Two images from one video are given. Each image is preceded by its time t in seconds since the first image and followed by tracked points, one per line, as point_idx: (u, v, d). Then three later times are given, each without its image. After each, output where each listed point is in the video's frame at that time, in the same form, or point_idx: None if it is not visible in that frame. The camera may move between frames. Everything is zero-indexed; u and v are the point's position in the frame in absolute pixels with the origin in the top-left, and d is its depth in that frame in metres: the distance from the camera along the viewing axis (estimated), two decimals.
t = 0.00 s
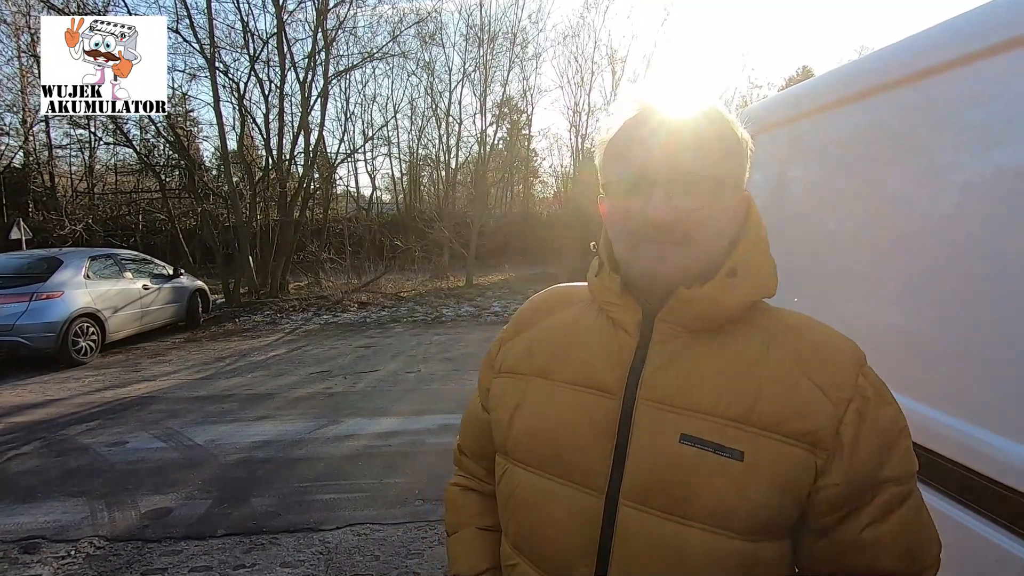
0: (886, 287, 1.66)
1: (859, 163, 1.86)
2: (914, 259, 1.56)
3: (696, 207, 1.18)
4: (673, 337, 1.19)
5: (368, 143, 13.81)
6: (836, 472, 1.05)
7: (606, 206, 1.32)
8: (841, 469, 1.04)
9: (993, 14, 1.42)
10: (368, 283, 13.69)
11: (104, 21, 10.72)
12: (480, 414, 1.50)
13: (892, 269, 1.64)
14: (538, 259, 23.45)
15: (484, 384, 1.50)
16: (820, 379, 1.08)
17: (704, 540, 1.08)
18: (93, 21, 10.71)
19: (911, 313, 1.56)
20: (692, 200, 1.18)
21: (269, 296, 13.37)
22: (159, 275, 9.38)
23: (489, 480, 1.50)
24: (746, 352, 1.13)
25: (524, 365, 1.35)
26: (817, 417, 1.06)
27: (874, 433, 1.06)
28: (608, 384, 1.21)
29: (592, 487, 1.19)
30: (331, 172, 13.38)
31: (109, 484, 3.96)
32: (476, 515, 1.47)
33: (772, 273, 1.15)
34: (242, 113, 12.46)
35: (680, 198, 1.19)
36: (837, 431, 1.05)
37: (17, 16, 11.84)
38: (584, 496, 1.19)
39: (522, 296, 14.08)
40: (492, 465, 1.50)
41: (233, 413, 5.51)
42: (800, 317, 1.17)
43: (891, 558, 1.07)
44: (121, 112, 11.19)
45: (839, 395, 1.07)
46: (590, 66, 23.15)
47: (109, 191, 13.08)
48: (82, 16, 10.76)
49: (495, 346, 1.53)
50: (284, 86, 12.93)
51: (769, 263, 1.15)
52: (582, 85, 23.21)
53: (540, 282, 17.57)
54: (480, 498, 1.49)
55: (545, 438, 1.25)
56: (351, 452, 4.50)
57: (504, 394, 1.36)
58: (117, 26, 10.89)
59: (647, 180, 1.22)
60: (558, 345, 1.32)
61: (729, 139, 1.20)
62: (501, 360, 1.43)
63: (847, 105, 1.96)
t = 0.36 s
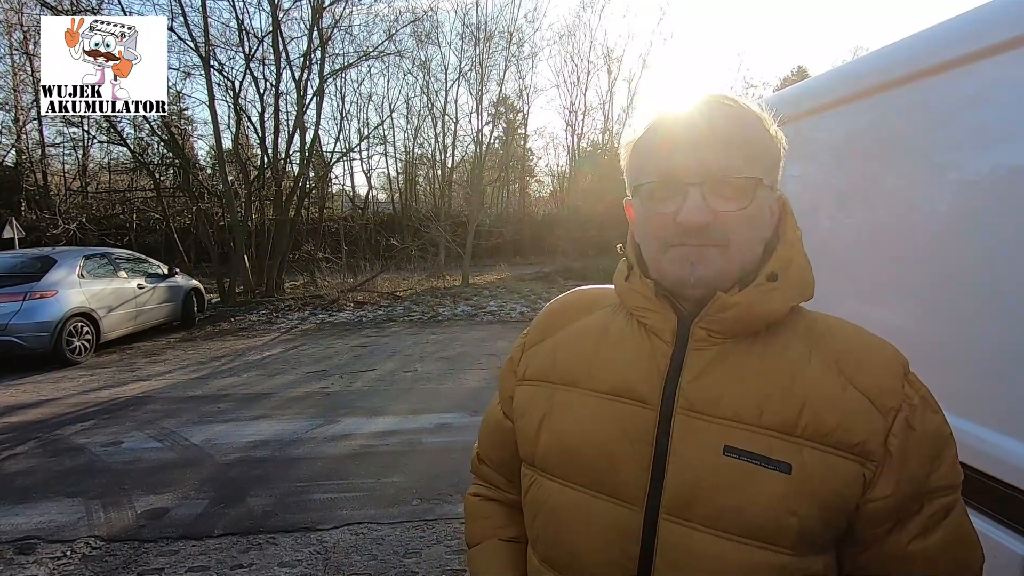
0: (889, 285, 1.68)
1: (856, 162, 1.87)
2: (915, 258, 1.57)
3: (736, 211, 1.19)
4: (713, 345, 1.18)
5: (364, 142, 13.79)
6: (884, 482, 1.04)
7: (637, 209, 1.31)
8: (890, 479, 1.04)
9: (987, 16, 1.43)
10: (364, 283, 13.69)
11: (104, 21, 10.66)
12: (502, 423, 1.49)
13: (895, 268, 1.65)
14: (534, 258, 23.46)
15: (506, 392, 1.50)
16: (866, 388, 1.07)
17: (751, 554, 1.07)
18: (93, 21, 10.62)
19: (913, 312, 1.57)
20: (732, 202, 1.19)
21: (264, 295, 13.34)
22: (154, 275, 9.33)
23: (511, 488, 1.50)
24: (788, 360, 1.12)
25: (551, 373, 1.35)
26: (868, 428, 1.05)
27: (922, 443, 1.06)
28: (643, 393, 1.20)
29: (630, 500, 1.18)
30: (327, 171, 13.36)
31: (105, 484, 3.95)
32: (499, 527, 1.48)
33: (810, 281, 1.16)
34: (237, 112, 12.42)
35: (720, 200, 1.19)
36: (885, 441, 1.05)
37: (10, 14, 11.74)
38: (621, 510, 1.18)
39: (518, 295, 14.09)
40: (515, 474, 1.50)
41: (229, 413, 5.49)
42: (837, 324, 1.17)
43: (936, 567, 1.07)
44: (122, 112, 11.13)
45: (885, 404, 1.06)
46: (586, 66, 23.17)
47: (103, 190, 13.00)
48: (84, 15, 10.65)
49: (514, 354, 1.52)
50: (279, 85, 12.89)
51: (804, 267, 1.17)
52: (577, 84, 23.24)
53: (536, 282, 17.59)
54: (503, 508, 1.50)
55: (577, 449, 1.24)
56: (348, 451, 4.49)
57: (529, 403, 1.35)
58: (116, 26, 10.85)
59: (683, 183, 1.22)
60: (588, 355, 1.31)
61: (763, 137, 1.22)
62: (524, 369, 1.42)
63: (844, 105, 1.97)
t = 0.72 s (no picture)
0: (891, 285, 1.69)
1: (855, 163, 1.88)
2: (915, 257, 1.58)
3: (746, 212, 1.19)
4: (717, 345, 1.19)
5: (362, 141, 13.77)
6: (887, 485, 1.04)
7: (646, 210, 1.31)
8: (892, 481, 1.04)
9: (986, 15, 1.44)
10: (362, 282, 13.67)
11: (104, 21, 10.64)
12: (506, 417, 1.50)
13: (896, 270, 1.66)
14: (532, 258, 23.47)
15: (511, 387, 1.51)
16: (871, 391, 1.07)
17: (750, 554, 1.06)
18: (93, 21, 10.63)
19: (915, 311, 1.58)
20: (743, 203, 1.20)
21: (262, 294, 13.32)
22: (152, 274, 9.31)
23: (512, 483, 1.51)
24: (794, 362, 1.13)
25: (556, 368, 1.36)
26: (872, 429, 1.05)
27: (927, 447, 1.05)
28: (647, 389, 1.21)
29: (631, 496, 1.18)
30: (325, 170, 13.34)
31: (102, 483, 3.94)
32: (500, 521, 1.48)
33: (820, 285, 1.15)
34: (235, 111, 12.39)
35: (732, 201, 1.20)
36: (891, 444, 1.05)
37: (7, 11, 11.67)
38: (622, 505, 1.19)
39: (517, 295, 14.09)
40: (517, 469, 1.50)
41: (227, 412, 5.48)
42: (846, 329, 1.17)
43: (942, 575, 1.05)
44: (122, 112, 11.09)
45: (890, 407, 1.06)
46: (584, 66, 23.19)
47: (100, 189, 12.96)
48: (84, 15, 10.64)
49: (520, 350, 1.54)
50: (277, 84, 12.86)
51: (815, 268, 1.16)
52: (576, 84, 23.24)
53: (535, 281, 17.61)
54: (505, 503, 1.50)
55: (580, 442, 1.25)
56: (346, 450, 4.49)
57: (534, 398, 1.37)
58: (117, 26, 10.85)
59: (695, 183, 1.22)
60: (594, 351, 1.32)
61: (775, 138, 1.22)
62: (530, 364, 1.44)
63: (842, 106, 1.98)
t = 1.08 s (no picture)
0: (885, 286, 1.69)
1: (849, 163, 1.89)
2: (910, 257, 1.59)
3: (736, 215, 1.19)
4: (705, 345, 1.19)
5: (358, 142, 13.76)
6: (871, 491, 1.01)
7: (639, 214, 1.32)
8: (876, 488, 1.01)
9: (982, 16, 1.44)
10: (358, 283, 13.66)
11: (104, 21, 10.61)
12: (501, 412, 1.50)
13: (891, 270, 1.67)
14: (527, 258, 23.50)
15: (505, 381, 1.51)
16: (858, 394, 1.06)
17: (731, 556, 1.06)
18: (93, 21, 10.59)
19: (909, 311, 1.60)
20: (733, 206, 1.19)
21: (258, 295, 13.28)
22: (146, 275, 9.28)
23: (506, 478, 1.51)
24: (778, 363, 1.12)
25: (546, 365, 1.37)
26: (855, 434, 1.02)
27: (916, 455, 1.03)
28: (633, 388, 1.21)
29: (614, 495, 1.18)
30: (320, 171, 13.33)
31: (96, 487, 3.91)
32: (491, 516, 1.48)
33: (809, 288, 1.14)
34: (230, 112, 12.35)
35: (723, 204, 1.19)
36: (876, 449, 1.02)
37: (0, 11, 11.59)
38: (604, 504, 1.18)
39: (512, 296, 14.10)
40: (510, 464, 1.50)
41: (222, 414, 5.46)
42: (838, 331, 1.15)
43: None
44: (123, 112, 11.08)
45: (877, 411, 1.04)
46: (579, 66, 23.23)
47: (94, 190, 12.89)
48: (82, 15, 10.60)
49: (515, 345, 1.53)
50: (272, 84, 12.84)
51: (807, 269, 1.15)
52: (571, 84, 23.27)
53: (530, 282, 17.63)
54: (497, 497, 1.50)
55: (565, 439, 1.25)
56: (342, 451, 4.48)
57: (524, 394, 1.37)
58: (116, 26, 10.82)
59: (686, 186, 1.22)
60: (584, 348, 1.33)
61: (769, 141, 1.22)
62: (522, 360, 1.44)
63: (837, 106, 1.97)
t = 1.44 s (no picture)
0: (888, 281, 1.69)
1: (849, 162, 1.89)
2: (912, 253, 1.59)
3: (744, 211, 1.19)
4: (716, 338, 1.19)
5: (358, 141, 13.74)
6: (885, 479, 1.02)
7: (648, 212, 1.32)
8: (891, 475, 1.02)
9: (979, 16, 1.44)
10: (358, 283, 13.65)
11: (104, 21, 10.58)
12: (507, 409, 1.50)
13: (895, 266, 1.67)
14: (527, 258, 23.48)
15: (511, 378, 1.51)
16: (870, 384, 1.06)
17: (747, 545, 1.06)
18: (93, 21, 10.56)
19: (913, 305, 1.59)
20: (740, 201, 1.19)
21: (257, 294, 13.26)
22: (146, 274, 9.26)
23: (512, 476, 1.50)
24: (791, 354, 1.12)
25: (555, 360, 1.36)
26: (868, 422, 1.03)
27: (928, 441, 1.03)
28: (645, 380, 1.21)
29: (627, 487, 1.17)
30: (320, 170, 13.30)
31: (96, 486, 3.90)
32: (496, 513, 1.47)
33: (820, 280, 1.14)
34: (229, 111, 12.33)
35: (730, 199, 1.19)
36: (889, 437, 1.03)
37: None
38: (618, 495, 1.18)
39: (513, 295, 14.08)
40: (516, 461, 1.50)
41: (223, 414, 5.45)
42: (847, 324, 1.16)
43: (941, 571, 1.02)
44: (121, 112, 11.07)
45: (889, 400, 1.05)
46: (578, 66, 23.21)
47: (93, 189, 12.87)
48: (82, 15, 10.57)
49: (522, 341, 1.53)
50: (272, 84, 12.82)
51: (816, 262, 1.15)
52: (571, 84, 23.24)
53: (530, 281, 17.61)
54: (502, 495, 1.49)
55: (577, 432, 1.25)
56: (343, 451, 4.47)
57: (533, 389, 1.36)
58: (117, 26, 10.79)
59: (694, 182, 1.22)
60: (593, 342, 1.32)
61: (774, 136, 1.22)
62: (530, 356, 1.43)
63: (836, 106, 1.98)
